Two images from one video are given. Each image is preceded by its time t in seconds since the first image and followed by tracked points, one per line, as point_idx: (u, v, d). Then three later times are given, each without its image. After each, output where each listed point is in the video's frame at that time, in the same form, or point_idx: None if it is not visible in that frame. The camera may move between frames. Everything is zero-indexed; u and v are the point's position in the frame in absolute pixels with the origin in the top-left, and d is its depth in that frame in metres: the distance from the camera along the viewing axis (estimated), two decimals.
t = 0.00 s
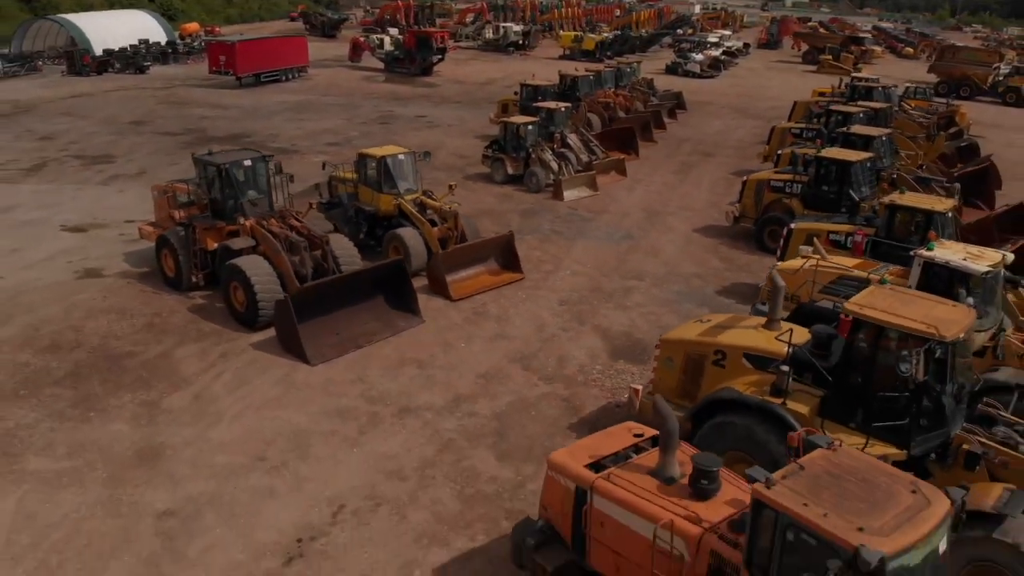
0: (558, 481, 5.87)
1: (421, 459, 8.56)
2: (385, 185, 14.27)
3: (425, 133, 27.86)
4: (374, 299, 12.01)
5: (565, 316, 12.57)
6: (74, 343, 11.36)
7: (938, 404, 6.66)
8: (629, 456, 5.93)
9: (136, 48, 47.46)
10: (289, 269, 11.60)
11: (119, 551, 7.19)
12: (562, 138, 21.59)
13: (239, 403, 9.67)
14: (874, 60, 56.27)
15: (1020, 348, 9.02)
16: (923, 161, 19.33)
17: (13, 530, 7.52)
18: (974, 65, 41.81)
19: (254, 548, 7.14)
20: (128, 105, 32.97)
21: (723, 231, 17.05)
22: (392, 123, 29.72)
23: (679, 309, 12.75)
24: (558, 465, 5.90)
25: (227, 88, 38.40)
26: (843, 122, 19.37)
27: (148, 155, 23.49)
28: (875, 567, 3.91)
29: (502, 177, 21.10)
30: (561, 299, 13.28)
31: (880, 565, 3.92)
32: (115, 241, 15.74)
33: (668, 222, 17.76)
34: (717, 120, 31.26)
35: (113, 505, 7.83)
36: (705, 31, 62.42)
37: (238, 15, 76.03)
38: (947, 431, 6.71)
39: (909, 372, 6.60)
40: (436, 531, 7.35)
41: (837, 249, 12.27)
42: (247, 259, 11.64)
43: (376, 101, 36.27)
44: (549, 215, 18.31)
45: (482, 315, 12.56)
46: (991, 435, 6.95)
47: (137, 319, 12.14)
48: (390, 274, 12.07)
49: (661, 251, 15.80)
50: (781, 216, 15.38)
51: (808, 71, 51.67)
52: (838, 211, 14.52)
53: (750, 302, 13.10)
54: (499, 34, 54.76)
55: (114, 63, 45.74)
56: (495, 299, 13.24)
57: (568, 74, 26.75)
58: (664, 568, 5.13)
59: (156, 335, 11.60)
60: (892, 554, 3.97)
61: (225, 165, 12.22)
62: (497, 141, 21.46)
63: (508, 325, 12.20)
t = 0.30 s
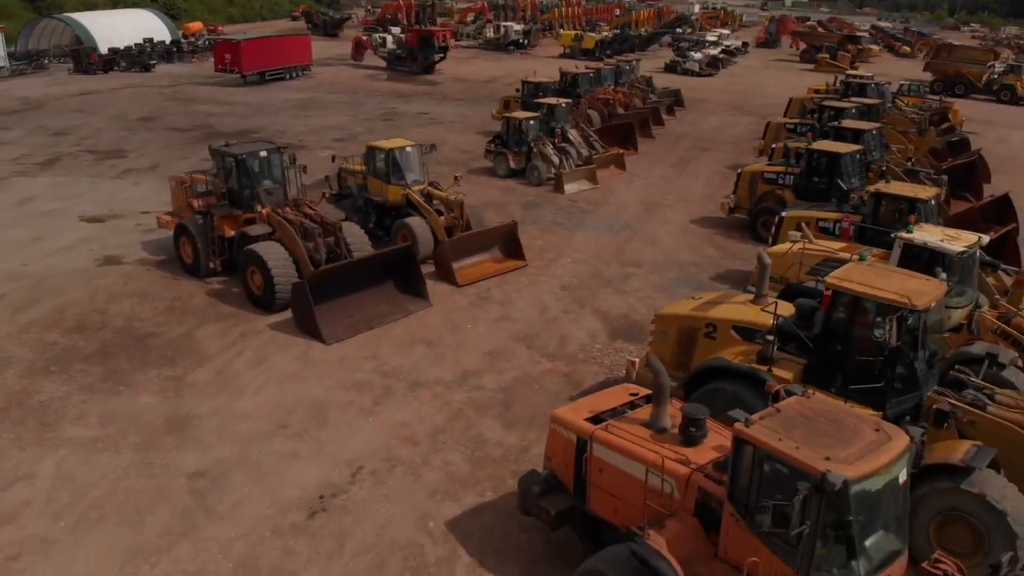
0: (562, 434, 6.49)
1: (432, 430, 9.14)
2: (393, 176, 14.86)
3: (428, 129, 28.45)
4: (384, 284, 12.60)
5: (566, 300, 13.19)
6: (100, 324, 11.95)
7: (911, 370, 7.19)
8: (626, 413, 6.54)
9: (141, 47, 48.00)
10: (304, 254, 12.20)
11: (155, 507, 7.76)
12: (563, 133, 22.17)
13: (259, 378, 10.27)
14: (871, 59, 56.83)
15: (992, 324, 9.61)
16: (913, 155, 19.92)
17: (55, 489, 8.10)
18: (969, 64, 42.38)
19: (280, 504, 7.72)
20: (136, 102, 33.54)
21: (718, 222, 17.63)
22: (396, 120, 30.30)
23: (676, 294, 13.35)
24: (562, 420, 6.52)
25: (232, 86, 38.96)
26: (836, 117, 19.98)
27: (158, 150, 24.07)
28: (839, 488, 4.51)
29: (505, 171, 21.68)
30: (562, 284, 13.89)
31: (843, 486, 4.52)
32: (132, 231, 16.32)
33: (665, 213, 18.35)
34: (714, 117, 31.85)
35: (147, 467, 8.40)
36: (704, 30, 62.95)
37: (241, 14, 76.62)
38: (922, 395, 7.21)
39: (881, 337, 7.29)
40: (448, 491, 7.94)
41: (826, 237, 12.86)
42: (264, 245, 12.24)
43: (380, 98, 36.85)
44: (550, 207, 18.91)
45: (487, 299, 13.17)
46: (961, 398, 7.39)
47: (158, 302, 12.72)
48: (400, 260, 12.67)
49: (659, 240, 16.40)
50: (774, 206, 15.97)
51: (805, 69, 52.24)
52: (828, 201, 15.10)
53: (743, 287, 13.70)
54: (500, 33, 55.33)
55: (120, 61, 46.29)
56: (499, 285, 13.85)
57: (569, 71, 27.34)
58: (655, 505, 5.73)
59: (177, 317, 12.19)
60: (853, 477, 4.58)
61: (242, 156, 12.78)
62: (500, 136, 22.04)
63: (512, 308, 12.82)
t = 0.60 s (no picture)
0: (563, 396, 7.13)
1: (441, 403, 9.74)
2: (401, 168, 15.41)
3: (431, 126, 28.98)
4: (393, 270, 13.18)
5: (567, 286, 13.76)
6: (122, 307, 12.50)
7: (887, 344, 7.84)
8: (622, 377, 7.16)
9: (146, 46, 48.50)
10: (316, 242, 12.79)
11: (184, 468, 8.33)
12: (563, 129, 22.73)
13: (276, 356, 10.83)
14: (867, 58, 57.41)
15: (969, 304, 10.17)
16: (905, 150, 20.48)
17: (89, 454, 8.65)
18: (964, 62, 42.94)
19: (301, 467, 8.30)
20: (143, 99, 34.07)
21: (714, 214, 18.21)
22: (399, 117, 30.83)
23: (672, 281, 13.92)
24: (564, 383, 7.17)
25: (237, 84, 39.47)
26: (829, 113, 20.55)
27: (168, 146, 24.61)
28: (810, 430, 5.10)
29: (506, 165, 22.24)
30: (563, 272, 14.47)
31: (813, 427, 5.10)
32: (148, 221, 16.89)
33: (663, 206, 18.92)
34: (712, 115, 32.42)
35: (174, 434, 8.97)
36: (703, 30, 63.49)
37: (242, 14, 77.10)
38: (899, 364, 7.84)
39: (858, 307, 7.82)
40: (457, 456, 8.54)
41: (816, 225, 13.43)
42: (278, 233, 12.82)
43: (382, 96, 37.38)
44: (551, 200, 19.47)
45: (491, 285, 13.75)
46: (933, 365, 7.98)
47: (176, 287, 13.29)
48: (408, 248, 13.25)
49: (656, 231, 16.98)
50: (767, 198, 16.53)
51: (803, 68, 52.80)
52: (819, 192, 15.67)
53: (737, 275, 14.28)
54: (500, 32, 55.86)
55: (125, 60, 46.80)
56: (502, 272, 14.43)
57: (569, 69, 27.90)
58: (648, 455, 6.33)
59: (196, 301, 12.76)
60: (822, 420, 5.16)
61: (257, 148, 13.33)
62: (502, 131, 22.62)
63: (515, 293, 13.39)
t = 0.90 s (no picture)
0: (563, 365, 7.72)
1: (447, 379, 10.31)
2: (406, 162, 15.97)
3: (433, 123, 29.54)
4: (399, 259, 13.74)
5: (566, 274, 14.35)
6: (141, 292, 13.07)
7: (866, 320, 8.36)
8: (617, 348, 7.74)
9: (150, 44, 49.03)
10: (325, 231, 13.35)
11: (207, 436, 8.89)
12: (563, 126, 23.31)
13: (290, 337, 11.40)
14: (864, 58, 57.90)
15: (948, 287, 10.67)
16: (895, 145, 21.05)
17: (117, 423, 9.21)
18: (959, 62, 43.46)
19: (317, 436, 8.88)
20: (149, 96, 34.63)
21: (709, 207, 18.79)
22: (402, 114, 31.40)
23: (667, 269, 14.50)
24: (563, 353, 7.76)
25: (241, 82, 40.02)
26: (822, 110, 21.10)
27: (176, 142, 25.17)
28: (784, 383, 5.66)
29: (508, 161, 22.80)
30: (563, 260, 15.05)
31: (786, 381, 5.66)
32: (161, 213, 17.45)
33: (660, 199, 19.50)
34: (709, 113, 32.99)
35: (196, 406, 9.53)
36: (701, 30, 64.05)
37: (244, 14, 77.63)
38: (877, 339, 8.32)
39: (838, 284, 8.40)
40: (463, 427, 9.13)
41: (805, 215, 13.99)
42: (289, 221, 13.40)
43: (384, 94, 37.94)
44: (551, 194, 20.05)
45: (493, 273, 14.33)
46: (908, 339, 8.50)
47: (191, 274, 13.86)
48: (414, 237, 13.81)
49: (653, 223, 17.55)
50: (759, 191, 17.10)
51: (800, 68, 53.35)
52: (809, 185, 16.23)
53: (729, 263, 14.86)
54: (501, 32, 56.39)
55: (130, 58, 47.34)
56: (504, 261, 15.01)
57: (568, 68, 28.45)
58: (640, 416, 6.90)
59: (211, 287, 13.32)
60: (796, 376, 5.72)
61: (269, 141, 13.93)
62: (503, 128, 23.17)
63: (517, 280, 13.97)
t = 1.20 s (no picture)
0: (561, 340, 8.28)
1: (452, 359, 10.86)
2: (411, 156, 16.52)
3: (435, 121, 30.08)
4: (405, 249, 14.29)
5: (566, 263, 14.91)
6: (158, 279, 13.62)
7: (847, 300, 8.98)
8: (612, 324, 8.30)
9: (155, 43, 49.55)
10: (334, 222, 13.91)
11: (226, 410, 9.43)
12: (563, 123, 23.86)
13: (302, 321, 11.96)
14: (862, 57, 58.34)
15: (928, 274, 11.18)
16: (886, 141, 21.59)
17: (142, 397, 9.76)
18: (954, 61, 43.93)
19: (331, 410, 9.44)
20: (155, 94, 35.16)
21: (704, 201, 19.34)
22: (404, 111, 31.94)
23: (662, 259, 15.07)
24: (561, 329, 8.32)
25: (245, 80, 40.54)
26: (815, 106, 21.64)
27: (184, 138, 25.72)
28: (762, 349, 6.22)
29: (508, 157, 23.35)
30: (562, 251, 15.61)
31: (764, 346, 6.21)
32: (172, 205, 17.98)
33: (657, 193, 20.06)
34: (706, 111, 33.52)
35: (215, 383, 10.07)
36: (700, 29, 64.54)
37: (246, 14, 78.15)
38: (856, 317, 8.90)
39: (819, 265, 9.01)
40: (467, 403, 9.69)
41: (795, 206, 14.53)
42: (299, 213, 13.95)
43: (387, 92, 38.47)
44: (551, 188, 20.60)
45: (495, 262, 14.90)
46: (886, 318, 9.04)
47: (205, 263, 14.40)
48: (419, 227, 14.36)
49: (649, 215, 18.11)
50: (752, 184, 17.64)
51: (798, 67, 53.83)
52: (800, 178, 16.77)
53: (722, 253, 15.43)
54: (501, 31, 56.88)
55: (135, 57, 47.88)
56: (505, 251, 15.56)
57: (568, 66, 29.00)
58: (632, 385, 7.46)
59: (224, 275, 13.87)
60: (773, 342, 6.27)
61: (280, 135, 14.47)
62: (504, 124, 23.71)
63: (517, 269, 14.54)
